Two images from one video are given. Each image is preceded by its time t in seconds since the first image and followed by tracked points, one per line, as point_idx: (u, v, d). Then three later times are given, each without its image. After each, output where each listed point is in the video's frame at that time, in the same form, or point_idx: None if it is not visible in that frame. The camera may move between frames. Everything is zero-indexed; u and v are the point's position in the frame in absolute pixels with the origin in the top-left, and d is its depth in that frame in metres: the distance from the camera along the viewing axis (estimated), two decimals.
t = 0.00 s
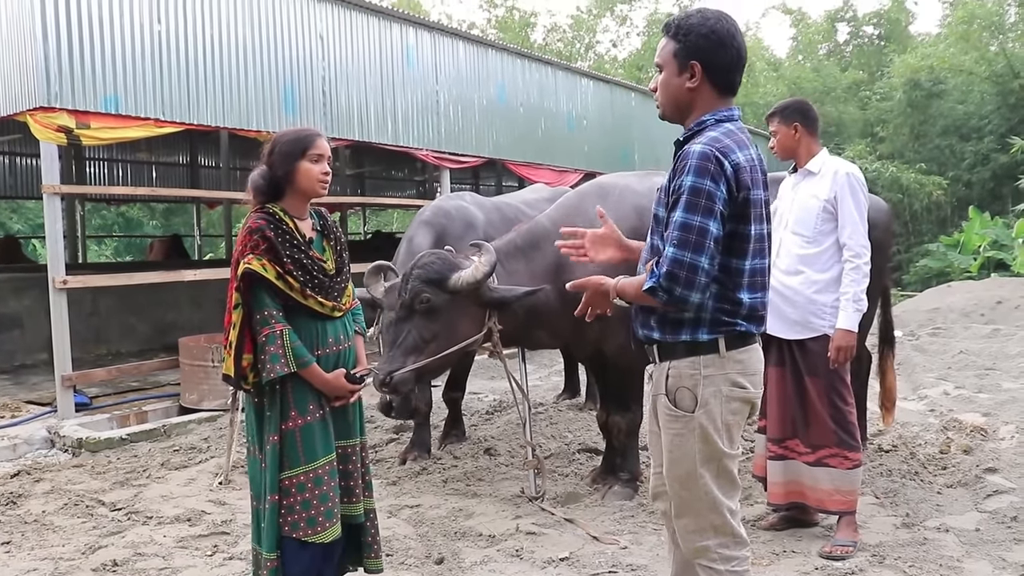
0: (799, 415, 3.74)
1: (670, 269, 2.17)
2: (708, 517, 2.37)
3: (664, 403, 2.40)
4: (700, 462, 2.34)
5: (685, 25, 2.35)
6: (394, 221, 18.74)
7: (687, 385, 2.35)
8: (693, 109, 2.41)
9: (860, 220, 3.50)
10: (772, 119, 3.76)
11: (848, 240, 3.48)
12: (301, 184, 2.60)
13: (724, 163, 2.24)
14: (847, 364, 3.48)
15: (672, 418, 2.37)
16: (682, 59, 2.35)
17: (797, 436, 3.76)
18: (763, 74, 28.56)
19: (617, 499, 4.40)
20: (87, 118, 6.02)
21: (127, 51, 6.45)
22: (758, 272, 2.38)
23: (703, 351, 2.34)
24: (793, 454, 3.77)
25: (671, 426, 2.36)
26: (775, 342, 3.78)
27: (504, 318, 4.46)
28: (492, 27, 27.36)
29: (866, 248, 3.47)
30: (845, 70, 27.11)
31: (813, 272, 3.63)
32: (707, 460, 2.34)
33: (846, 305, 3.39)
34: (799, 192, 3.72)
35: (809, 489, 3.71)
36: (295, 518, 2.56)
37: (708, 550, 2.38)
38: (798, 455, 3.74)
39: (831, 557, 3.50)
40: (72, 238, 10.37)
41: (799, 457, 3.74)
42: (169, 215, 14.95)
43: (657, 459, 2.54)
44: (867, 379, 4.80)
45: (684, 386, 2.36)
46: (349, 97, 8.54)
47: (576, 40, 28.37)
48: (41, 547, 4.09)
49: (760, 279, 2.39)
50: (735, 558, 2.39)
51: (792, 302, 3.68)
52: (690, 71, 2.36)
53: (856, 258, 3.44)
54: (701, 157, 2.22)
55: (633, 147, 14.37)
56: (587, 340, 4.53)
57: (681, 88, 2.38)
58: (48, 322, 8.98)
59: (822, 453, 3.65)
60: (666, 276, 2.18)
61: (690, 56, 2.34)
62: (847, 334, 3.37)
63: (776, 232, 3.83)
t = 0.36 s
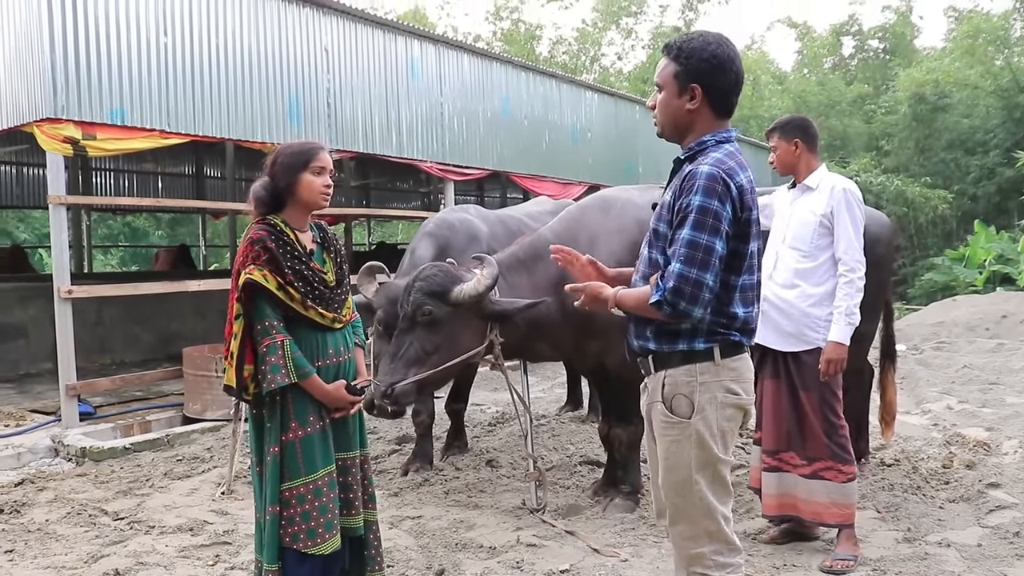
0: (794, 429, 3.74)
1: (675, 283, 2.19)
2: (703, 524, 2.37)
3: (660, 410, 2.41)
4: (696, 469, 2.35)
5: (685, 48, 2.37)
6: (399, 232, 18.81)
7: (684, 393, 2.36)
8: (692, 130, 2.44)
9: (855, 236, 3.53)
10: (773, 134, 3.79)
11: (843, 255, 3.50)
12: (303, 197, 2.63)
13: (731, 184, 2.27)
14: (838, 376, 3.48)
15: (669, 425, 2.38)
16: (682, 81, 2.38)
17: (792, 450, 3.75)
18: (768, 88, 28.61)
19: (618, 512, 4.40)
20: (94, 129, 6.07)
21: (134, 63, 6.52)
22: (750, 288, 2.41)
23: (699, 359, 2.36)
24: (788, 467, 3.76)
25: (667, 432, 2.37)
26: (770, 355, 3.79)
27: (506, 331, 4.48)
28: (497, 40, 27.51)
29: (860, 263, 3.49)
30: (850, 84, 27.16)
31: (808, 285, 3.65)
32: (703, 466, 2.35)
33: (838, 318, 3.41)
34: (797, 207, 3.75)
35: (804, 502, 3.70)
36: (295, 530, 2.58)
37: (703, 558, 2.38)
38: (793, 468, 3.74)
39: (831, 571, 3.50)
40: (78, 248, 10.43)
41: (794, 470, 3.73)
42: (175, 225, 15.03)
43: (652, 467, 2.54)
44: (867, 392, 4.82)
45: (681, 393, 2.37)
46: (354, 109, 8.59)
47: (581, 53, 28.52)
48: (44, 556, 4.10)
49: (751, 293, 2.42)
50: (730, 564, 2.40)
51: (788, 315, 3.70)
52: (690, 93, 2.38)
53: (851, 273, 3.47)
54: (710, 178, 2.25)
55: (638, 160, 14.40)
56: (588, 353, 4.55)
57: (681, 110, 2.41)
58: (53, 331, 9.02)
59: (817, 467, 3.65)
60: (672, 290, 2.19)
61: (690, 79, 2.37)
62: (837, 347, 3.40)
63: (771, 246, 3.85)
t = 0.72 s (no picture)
0: (788, 438, 3.77)
1: (680, 286, 2.22)
2: (698, 522, 2.39)
3: (659, 412, 2.43)
4: (695, 468, 2.37)
5: (670, 68, 2.41)
6: (396, 237, 18.84)
7: (685, 394, 2.39)
8: (682, 145, 2.47)
9: (855, 246, 3.60)
10: (770, 145, 3.82)
11: (843, 264, 3.56)
12: (305, 200, 2.65)
13: (726, 192, 2.31)
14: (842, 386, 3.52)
15: (668, 424, 2.40)
16: (671, 100, 2.41)
17: (787, 459, 3.77)
18: (765, 97, 28.73)
19: (616, 517, 4.41)
20: (94, 131, 6.10)
21: (136, 66, 6.54)
22: (745, 292, 2.47)
23: (699, 362, 2.39)
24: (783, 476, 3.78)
25: (667, 432, 2.39)
26: (766, 365, 3.83)
27: (506, 337, 4.50)
28: (496, 46, 27.58)
29: (859, 273, 3.57)
30: (847, 94, 27.28)
31: (808, 296, 3.69)
32: (700, 465, 2.38)
33: (843, 327, 3.46)
34: (793, 219, 3.80)
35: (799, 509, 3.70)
36: (297, 535, 2.59)
37: (699, 556, 2.39)
38: (788, 477, 3.75)
39: None
40: (76, 250, 10.43)
41: (789, 479, 3.74)
42: (172, 228, 15.02)
43: (650, 467, 2.56)
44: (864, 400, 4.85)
45: (681, 394, 2.39)
46: (354, 114, 8.62)
47: (580, 60, 28.61)
48: (42, 558, 4.11)
49: (746, 296, 2.49)
50: (725, 563, 2.41)
51: (788, 325, 3.72)
52: (679, 111, 2.42)
53: (852, 282, 3.53)
54: (706, 186, 2.29)
55: (636, 167, 14.45)
56: (587, 359, 4.57)
57: (671, 127, 2.44)
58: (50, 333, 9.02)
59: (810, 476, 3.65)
60: (677, 293, 2.22)
61: (678, 97, 2.40)
62: (843, 356, 3.43)
63: (767, 257, 3.86)
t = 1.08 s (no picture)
0: (790, 431, 3.81)
1: (683, 277, 2.24)
2: (699, 511, 2.42)
3: (662, 398, 2.44)
4: (695, 453, 2.40)
5: (668, 74, 2.43)
6: (394, 235, 18.86)
7: (689, 380, 2.42)
8: (680, 145, 2.49)
9: (854, 243, 3.66)
10: (769, 144, 3.83)
11: (844, 262, 3.62)
12: (314, 193, 2.67)
13: (726, 188, 2.34)
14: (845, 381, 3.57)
15: (671, 409, 2.43)
16: (669, 102, 2.43)
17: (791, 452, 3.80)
18: (764, 96, 28.76)
19: (617, 512, 4.44)
20: (96, 125, 6.11)
21: (138, 60, 6.55)
22: (743, 284, 2.50)
23: (701, 352, 2.43)
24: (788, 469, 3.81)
25: (670, 417, 2.42)
26: (768, 361, 3.87)
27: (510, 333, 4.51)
28: (495, 43, 27.57)
29: (860, 270, 3.63)
30: (846, 94, 27.32)
31: (809, 293, 3.72)
32: (701, 450, 2.41)
33: (846, 323, 3.53)
34: (792, 218, 3.84)
35: (804, 501, 3.73)
36: (308, 527, 2.61)
37: (696, 540, 2.42)
38: (793, 470, 3.78)
39: (829, 572, 3.56)
40: (75, 246, 10.44)
41: (792, 471, 3.78)
42: (170, 224, 15.01)
43: (648, 452, 2.58)
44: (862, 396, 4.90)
45: (686, 380, 2.42)
46: (355, 111, 8.63)
47: (579, 58, 28.61)
48: (46, 550, 4.13)
49: (744, 288, 2.52)
50: (721, 547, 2.46)
51: (791, 321, 3.75)
52: (677, 113, 2.44)
53: (853, 279, 3.59)
54: (708, 183, 2.32)
55: (635, 165, 14.47)
56: (590, 354, 4.58)
57: (670, 128, 2.46)
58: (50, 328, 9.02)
59: (814, 469, 3.68)
60: (680, 282, 2.25)
61: (676, 100, 2.43)
62: (848, 351, 3.50)
63: (767, 255, 3.89)
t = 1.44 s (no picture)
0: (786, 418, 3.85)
1: (692, 261, 2.27)
2: (699, 496, 2.45)
3: (659, 380, 2.46)
4: (688, 435, 2.43)
5: (666, 66, 2.44)
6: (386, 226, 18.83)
7: (687, 363, 2.44)
8: (677, 138, 2.50)
9: (846, 231, 3.69)
10: (761, 137, 3.87)
11: (836, 250, 3.66)
12: (314, 184, 2.68)
13: (728, 177, 2.38)
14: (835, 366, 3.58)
15: (669, 390, 2.45)
16: (668, 95, 2.44)
17: (788, 439, 3.85)
18: (754, 87, 28.80)
19: (613, 500, 4.47)
20: (88, 117, 6.07)
21: (130, 51, 6.51)
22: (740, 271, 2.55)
23: (701, 337, 2.46)
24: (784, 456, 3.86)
25: (667, 398, 2.44)
26: (763, 349, 3.91)
27: (505, 322, 4.53)
28: (485, 35, 27.49)
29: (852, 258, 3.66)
30: (836, 85, 27.40)
31: (803, 281, 3.75)
32: (694, 433, 2.44)
33: (836, 309, 3.55)
34: (784, 207, 3.86)
35: (802, 487, 3.77)
36: (314, 514, 2.64)
37: (683, 522, 2.44)
38: (790, 457, 3.82)
39: (824, 557, 3.59)
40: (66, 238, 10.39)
41: (789, 458, 3.83)
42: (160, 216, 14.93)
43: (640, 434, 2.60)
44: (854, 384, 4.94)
45: (684, 363, 2.44)
46: (348, 102, 8.61)
47: (570, 50, 28.56)
48: (43, 541, 4.13)
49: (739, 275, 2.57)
50: (706, 528, 2.47)
51: (785, 309, 3.77)
52: (676, 105, 2.45)
53: (843, 267, 3.62)
54: (712, 170, 2.35)
55: (627, 156, 14.49)
56: (586, 343, 4.61)
57: (669, 120, 2.47)
58: (41, 321, 8.98)
59: (810, 455, 3.72)
60: (689, 267, 2.27)
61: (675, 92, 2.44)
62: (837, 337, 3.51)
63: (760, 245, 3.91)
